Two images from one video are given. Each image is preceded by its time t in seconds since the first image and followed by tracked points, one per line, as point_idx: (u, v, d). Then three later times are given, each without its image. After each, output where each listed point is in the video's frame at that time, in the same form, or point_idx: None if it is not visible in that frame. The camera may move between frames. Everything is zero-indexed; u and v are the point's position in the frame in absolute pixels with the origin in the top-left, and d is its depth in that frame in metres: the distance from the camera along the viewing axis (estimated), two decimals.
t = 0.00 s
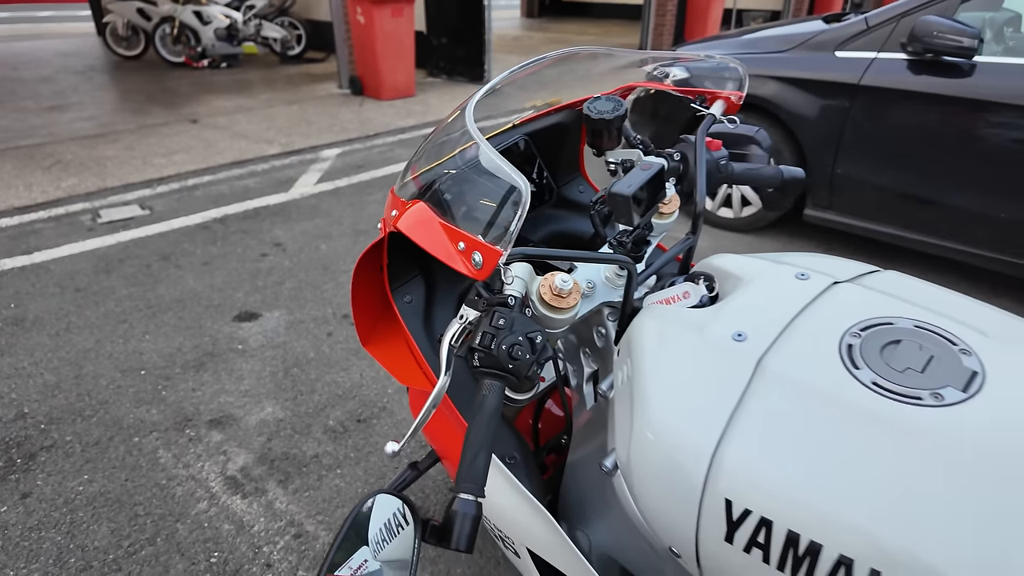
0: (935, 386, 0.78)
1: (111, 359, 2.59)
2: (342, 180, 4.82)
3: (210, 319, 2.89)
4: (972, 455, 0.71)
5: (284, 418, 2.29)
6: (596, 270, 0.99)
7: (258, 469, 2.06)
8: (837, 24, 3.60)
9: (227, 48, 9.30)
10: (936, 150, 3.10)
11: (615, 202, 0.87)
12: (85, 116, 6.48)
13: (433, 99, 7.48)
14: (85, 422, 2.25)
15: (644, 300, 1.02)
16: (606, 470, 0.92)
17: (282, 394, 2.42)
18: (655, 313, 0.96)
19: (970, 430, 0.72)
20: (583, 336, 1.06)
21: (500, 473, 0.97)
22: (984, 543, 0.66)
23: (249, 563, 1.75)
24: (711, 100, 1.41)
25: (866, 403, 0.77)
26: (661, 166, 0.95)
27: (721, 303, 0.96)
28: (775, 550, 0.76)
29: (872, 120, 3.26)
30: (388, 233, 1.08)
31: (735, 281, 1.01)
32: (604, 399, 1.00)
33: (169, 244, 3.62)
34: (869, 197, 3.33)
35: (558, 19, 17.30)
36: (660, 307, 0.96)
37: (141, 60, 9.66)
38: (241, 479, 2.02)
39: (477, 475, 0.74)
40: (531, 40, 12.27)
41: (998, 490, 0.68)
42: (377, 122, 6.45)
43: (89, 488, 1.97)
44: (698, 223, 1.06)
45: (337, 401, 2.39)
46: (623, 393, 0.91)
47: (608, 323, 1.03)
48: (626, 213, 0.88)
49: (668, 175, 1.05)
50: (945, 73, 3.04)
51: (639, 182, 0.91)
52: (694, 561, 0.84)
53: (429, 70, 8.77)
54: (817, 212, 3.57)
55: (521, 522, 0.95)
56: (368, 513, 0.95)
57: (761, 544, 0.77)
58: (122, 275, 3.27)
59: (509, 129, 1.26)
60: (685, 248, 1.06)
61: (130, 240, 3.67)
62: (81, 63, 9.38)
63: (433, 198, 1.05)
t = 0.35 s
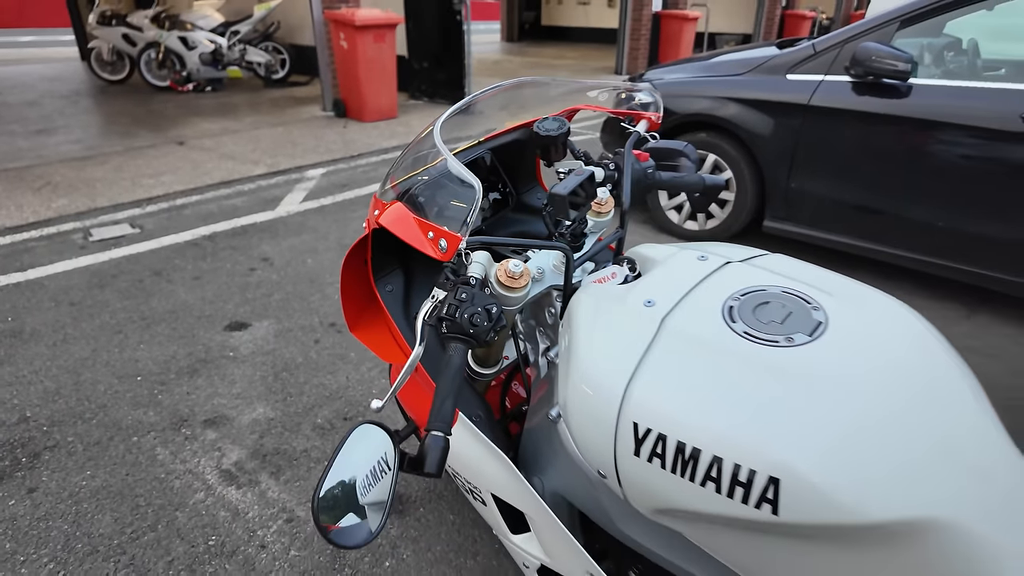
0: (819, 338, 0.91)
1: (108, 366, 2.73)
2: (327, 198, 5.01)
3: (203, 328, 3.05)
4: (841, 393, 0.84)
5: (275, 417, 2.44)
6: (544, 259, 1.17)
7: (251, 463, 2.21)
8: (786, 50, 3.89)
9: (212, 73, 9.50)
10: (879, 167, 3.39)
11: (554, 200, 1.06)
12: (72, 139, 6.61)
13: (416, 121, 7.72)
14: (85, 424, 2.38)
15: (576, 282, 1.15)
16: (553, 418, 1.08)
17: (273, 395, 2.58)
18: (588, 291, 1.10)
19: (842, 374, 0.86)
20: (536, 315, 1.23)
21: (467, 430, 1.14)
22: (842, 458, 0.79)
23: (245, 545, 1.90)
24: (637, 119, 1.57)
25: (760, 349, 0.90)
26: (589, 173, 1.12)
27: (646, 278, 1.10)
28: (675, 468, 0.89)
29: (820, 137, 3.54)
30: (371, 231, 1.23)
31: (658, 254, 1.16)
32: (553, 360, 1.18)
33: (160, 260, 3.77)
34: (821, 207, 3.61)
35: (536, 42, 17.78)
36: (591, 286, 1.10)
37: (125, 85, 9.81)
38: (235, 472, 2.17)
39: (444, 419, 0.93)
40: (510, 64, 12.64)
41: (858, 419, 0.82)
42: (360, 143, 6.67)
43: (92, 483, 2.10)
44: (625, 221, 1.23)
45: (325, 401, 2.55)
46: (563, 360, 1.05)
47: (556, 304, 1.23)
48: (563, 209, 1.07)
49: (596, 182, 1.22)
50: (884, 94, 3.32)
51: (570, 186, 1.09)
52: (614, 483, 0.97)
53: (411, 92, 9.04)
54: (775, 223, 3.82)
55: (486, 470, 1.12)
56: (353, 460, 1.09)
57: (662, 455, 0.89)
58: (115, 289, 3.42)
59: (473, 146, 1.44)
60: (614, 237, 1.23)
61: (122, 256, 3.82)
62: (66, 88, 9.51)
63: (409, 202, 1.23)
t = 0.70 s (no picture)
0: (747, 310, 1.08)
1: (114, 373, 2.90)
2: (317, 217, 5.22)
3: (202, 338, 3.23)
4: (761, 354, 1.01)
5: (275, 416, 2.63)
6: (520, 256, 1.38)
7: (255, 457, 2.39)
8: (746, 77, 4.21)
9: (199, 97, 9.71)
10: (833, 183, 3.69)
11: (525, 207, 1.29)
12: (63, 162, 6.75)
13: (400, 143, 7.99)
14: (96, 425, 2.54)
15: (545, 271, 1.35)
16: (528, 381, 1.29)
17: (272, 397, 2.76)
18: (555, 279, 1.28)
19: (764, 339, 1.03)
20: (514, 305, 1.46)
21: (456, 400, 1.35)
22: (756, 405, 0.97)
23: (252, 527, 2.08)
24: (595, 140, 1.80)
25: (699, 318, 1.07)
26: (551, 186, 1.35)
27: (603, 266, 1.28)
28: (623, 412, 1.06)
29: (777, 156, 3.85)
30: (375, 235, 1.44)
31: (616, 243, 1.33)
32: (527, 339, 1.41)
33: (158, 276, 3.94)
34: (780, 220, 3.91)
35: (517, 67, 18.30)
36: (559, 275, 1.28)
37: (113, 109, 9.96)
38: (240, 465, 2.35)
39: (439, 379, 1.15)
40: (491, 89, 13.02)
41: (773, 375, 0.99)
42: (348, 165, 6.91)
43: (106, 476, 2.27)
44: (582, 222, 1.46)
45: (321, 401, 2.75)
46: (534, 337, 1.23)
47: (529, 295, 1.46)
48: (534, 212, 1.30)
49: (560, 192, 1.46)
50: (834, 116, 3.64)
51: (539, 196, 1.33)
52: (575, 430, 1.14)
53: (396, 116, 9.34)
54: (739, 236, 4.12)
55: (473, 432, 1.34)
56: (363, 422, 1.16)
57: (612, 400, 1.06)
58: (116, 303, 3.58)
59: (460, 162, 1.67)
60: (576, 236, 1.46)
61: (120, 273, 3.98)
62: (53, 112, 9.64)
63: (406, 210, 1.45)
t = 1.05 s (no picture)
0: (706, 312, 1.25)
1: (105, 394, 2.96)
2: (299, 240, 5.33)
3: (191, 358, 3.31)
4: (718, 349, 1.18)
5: (267, 431, 2.73)
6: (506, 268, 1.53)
7: (249, 470, 2.49)
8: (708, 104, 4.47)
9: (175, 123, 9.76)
10: (792, 202, 3.95)
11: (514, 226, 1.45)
12: (39, 189, 6.75)
13: (378, 167, 8.15)
14: (91, 443, 2.61)
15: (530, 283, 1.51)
16: (517, 380, 1.43)
17: (264, 413, 2.86)
18: (540, 289, 1.43)
19: (720, 338, 1.20)
20: (501, 313, 1.60)
21: (451, 401, 1.50)
22: (714, 393, 1.13)
23: (251, 535, 2.17)
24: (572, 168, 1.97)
25: (665, 319, 1.24)
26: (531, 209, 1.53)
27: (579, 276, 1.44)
28: (601, 402, 1.21)
29: (739, 177, 4.11)
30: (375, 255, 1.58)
31: (592, 257, 1.50)
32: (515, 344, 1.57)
33: (144, 300, 4.01)
34: (743, 237, 4.16)
35: (490, 92, 18.68)
36: (543, 287, 1.43)
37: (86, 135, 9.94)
38: (236, 478, 2.44)
39: (439, 379, 1.29)
40: (466, 113, 13.29)
41: (728, 368, 1.16)
42: (327, 189, 7.03)
43: (105, 492, 2.34)
44: (563, 240, 1.61)
45: (312, 416, 2.85)
46: (522, 342, 1.38)
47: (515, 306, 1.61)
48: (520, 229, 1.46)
49: (541, 213, 1.61)
50: (790, 140, 3.91)
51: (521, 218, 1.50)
52: (560, 421, 1.29)
53: (373, 141, 9.51)
54: (707, 253, 4.35)
55: (467, 430, 1.48)
56: (372, 419, 1.21)
57: (591, 392, 1.22)
58: (103, 326, 3.64)
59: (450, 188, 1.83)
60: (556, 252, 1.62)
61: (105, 297, 4.03)
62: (25, 139, 9.58)
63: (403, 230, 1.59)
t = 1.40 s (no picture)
0: (696, 305, 1.40)
1: (87, 421, 2.94)
2: (271, 267, 5.35)
3: (173, 384, 3.30)
4: (709, 336, 1.33)
5: (257, 451, 2.75)
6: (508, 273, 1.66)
7: (242, 488, 2.51)
8: (667, 131, 4.75)
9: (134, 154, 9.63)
10: (749, 222, 4.22)
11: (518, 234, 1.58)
12: None
13: (345, 195, 8.23)
14: (77, 469, 2.59)
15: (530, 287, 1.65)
16: (522, 375, 1.55)
17: (252, 433, 2.89)
18: (543, 291, 1.57)
19: (709, 326, 1.35)
20: (500, 317, 1.70)
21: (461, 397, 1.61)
22: (705, 374, 1.28)
23: (250, 549, 2.21)
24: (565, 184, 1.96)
25: (660, 312, 1.38)
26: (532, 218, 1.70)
27: (578, 278, 1.58)
28: (606, 387, 1.35)
29: (699, 199, 4.37)
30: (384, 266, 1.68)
31: (587, 263, 1.64)
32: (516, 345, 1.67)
33: (117, 328, 3.97)
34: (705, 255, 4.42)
35: (449, 123, 19.02)
36: (545, 289, 1.57)
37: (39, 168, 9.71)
38: (230, 496, 2.46)
39: (456, 373, 1.41)
40: (427, 143, 13.51)
41: (718, 352, 1.30)
42: (295, 217, 7.06)
43: (96, 514, 2.34)
44: (557, 249, 1.74)
45: (300, 435, 2.89)
46: (528, 338, 1.51)
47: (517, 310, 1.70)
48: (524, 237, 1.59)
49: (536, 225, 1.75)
50: (744, 163, 4.20)
51: (524, 225, 1.70)
52: (567, 408, 1.43)
53: (338, 170, 9.59)
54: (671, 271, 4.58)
55: (475, 425, 1.60)
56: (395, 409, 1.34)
57: (596, 378, 1.36)
58: (77, 355, 3.60)
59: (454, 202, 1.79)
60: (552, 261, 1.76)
61: (76, 327, 3.98)
62: None
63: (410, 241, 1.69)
